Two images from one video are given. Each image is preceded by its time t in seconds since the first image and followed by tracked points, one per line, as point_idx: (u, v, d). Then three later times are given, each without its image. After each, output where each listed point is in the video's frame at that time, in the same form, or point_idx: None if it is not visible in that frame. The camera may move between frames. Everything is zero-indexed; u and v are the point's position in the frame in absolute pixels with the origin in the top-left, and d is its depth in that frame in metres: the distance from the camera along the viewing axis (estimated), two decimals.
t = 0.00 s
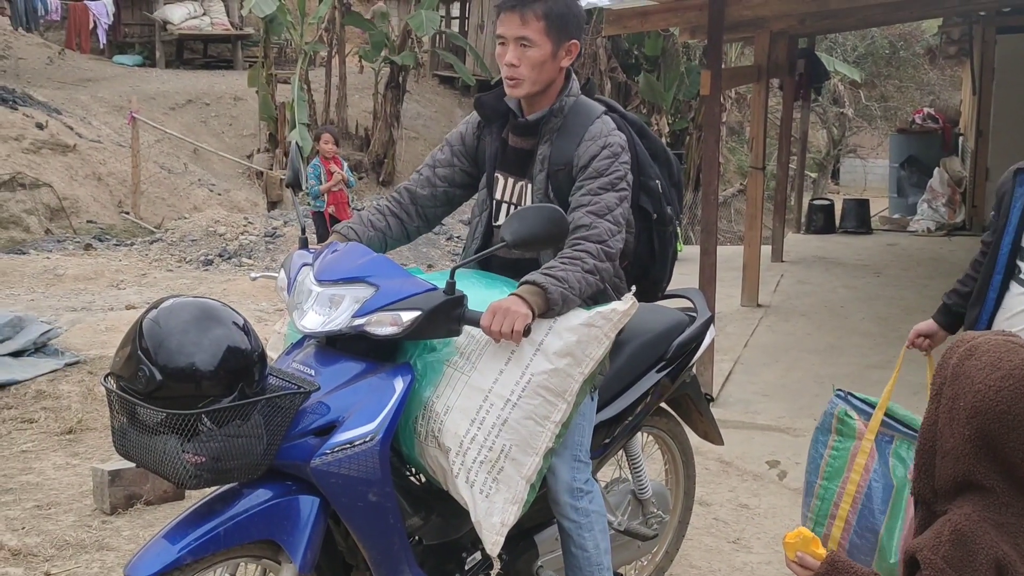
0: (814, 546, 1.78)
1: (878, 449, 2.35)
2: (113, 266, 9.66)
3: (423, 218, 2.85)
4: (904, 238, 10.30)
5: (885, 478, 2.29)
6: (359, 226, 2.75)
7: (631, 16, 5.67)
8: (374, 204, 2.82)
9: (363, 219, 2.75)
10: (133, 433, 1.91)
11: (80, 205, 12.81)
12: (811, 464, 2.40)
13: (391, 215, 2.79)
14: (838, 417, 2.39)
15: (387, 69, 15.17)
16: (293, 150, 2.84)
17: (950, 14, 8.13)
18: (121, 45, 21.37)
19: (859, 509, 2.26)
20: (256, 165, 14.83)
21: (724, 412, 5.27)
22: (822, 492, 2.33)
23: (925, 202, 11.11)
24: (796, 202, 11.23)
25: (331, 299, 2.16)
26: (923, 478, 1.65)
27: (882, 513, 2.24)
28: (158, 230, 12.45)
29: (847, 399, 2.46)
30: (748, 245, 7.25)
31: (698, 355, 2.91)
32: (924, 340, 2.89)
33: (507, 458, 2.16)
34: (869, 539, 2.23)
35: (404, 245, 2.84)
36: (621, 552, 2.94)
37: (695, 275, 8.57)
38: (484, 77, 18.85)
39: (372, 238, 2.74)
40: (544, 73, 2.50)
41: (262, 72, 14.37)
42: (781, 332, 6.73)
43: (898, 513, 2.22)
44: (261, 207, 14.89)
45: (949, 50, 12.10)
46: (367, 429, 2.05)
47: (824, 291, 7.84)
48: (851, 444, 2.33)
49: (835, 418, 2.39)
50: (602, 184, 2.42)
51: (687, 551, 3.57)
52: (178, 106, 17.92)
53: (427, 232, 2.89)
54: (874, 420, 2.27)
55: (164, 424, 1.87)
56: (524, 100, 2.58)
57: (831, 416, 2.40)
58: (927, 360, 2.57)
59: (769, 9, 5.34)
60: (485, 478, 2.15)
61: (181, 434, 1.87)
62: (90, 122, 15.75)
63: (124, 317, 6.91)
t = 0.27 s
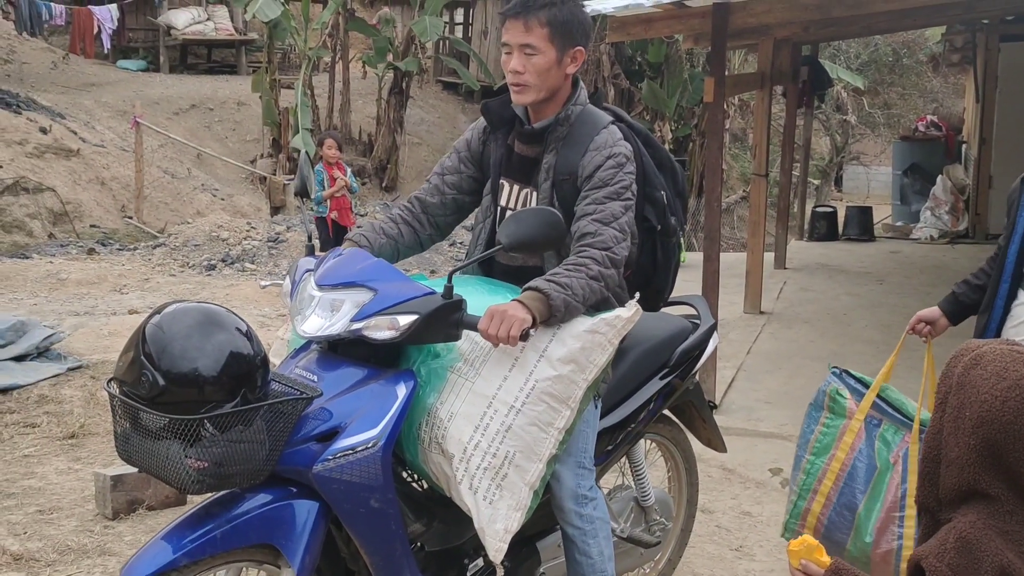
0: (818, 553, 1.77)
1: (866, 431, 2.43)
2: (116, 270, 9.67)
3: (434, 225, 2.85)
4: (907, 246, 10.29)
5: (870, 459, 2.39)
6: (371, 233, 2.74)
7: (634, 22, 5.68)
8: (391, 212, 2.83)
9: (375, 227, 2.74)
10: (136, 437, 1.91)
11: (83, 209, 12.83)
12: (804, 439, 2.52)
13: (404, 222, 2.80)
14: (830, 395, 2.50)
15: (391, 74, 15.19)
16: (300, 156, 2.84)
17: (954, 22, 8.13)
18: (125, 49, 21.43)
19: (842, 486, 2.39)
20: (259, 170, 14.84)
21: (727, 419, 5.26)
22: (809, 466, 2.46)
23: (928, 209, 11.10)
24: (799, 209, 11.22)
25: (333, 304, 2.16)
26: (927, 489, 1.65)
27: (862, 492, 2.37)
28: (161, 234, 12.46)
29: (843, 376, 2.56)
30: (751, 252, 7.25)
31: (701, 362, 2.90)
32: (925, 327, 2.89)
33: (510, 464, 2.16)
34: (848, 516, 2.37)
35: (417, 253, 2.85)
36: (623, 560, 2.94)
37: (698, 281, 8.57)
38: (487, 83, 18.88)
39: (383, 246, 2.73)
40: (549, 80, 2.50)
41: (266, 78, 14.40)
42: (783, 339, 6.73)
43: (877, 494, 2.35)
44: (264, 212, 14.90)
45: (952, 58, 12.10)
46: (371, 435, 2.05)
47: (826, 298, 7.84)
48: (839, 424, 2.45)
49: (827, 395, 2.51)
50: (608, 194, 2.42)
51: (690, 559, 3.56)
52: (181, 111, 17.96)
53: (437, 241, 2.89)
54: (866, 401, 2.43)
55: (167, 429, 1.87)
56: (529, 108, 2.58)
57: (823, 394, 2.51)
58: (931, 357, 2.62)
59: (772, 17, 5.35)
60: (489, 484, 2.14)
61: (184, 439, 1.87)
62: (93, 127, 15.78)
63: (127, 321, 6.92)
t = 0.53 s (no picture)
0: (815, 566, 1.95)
1: (862, 438, 2.53)
2: (115, 278, 9.67)
3: (449, 240, 2.88)
4: (906, 255, 10.29)
5: (864, 467, 2.50)
6: (389, 242, 2.77)
7: (635, 32, 5.68)
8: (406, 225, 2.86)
9: (393, 236, 2.77)
10: (132, 447, 1.91)
11: (83, 217, 12.83)
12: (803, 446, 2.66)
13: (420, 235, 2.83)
14: (827, 403, 2.61)
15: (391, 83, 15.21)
16: (298, 165, 2.84)
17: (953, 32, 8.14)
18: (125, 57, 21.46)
19: (835, 492, 2.52)
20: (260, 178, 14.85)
21: (727, 429, 5.25)
22: (804, 473, 2.59)
23: (927, 219, 11.09)
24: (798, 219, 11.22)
25: (331, 314, 2.16)
26: (926, 500, 1.64)
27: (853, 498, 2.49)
28: (160, 242, 12.45)
29: (841, 386, 2.66)
30: (751, 261, 7.24)
31: (700, 372, 2.89)
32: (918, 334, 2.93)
33: (508, 475, 2.15)
34: (838, 523, 2.50)
35: (434, 265, 2.87)
36: (621, 571, 2.93)
37: (698, 290, 8.57)
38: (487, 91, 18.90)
39: (401, 255, 2.76)
40: (546, 94, 2.50)
41: (266, 85, 14.41)
42: (783, 348, 6.72)
43: (868, 500, 2.46)
44: (263, 220, 14.89)
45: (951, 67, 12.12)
46: (368, 445, 2.04)
47: (826, 307, 7.83)
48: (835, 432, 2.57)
49: (825, 403, 2.62)
50: (611, 209, 2.40)
51: (688, 570, 3.55)
52: (182, 118, 17.97)
53: (452, 254, 2.91)
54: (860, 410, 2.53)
55: (163, 439, 1.86)
56: (533, 122, 2.58)
57: (822, 402, 2.63)
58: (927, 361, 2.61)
59: (772, 27, 5.35)
60: (487, 494, 2.14)
61: (180, 449, 1.86)
62: (93, 134, 15.79)
63: (126, 329, 6.91)
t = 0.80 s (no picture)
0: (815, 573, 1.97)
1: (872, 476, 2.46)
2: (115, 285, 9.66)
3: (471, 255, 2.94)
4: (906, 263, 10.29)
5: (877, 504, 2.41)
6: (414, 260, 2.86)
7: (634, 39, 5.68)
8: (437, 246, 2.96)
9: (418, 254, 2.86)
10: (133, 456, 1.91)
11: (83, 224, 12.84)
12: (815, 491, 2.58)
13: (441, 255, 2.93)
14: (831, 445, 2.55)
15: (391, 90, 15.23)
16: (300, 172, 2.84)
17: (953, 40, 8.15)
18: (126, 65, 21.52)
19: (851, 534, 2.44)
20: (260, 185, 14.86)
21: (727, 437, 5.24)
22: (822, 519, 2.51)
23: (927, 226, 11.09)
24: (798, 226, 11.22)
25: (333, 323, 2.15)
26: (927, 509, 1.64)
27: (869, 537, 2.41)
28: (160, 249, 12.46)
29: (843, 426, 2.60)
30: (751, 269, 7.24)
31: (703, 380, 2.89)
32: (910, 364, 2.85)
33: (509, 484, 2.15)
34: (859, 564, 2.41)
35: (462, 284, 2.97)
36: None
37: (698, 298, 8.57)
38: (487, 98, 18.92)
39: (426, 269, 2.84)
40: (541, 103, 2.50)
41: (267, 93, 14.43)
42: (782, 356, 6.72)
43: (885, 537, 2.38)
44: (264, 227, 14.91)
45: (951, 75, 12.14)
46: (370, 454, 2.04)
47: (826, 315, 7.83)
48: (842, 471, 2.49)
49: (829, 446, 2.55)
50: (631, 218, 2.38)
51: None
52: (182, 126, 18.00)
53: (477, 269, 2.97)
54: (863, 446, 2.46)
55: (164, 448, 1.86)
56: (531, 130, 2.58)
57: (825, 444, 2.56)
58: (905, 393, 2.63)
59: (771, 34, 5.36)
60: (487, 504, 2.13)
61: (181, 459, 1.86)
62: (94, 141, 15.81)
63: (125, 336, 6.91)
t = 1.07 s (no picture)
0: None
1: (881, 501, 2.41)
2: (115, 289, 9.66)
3: (440, 262, 2.91)
4: (906, 267, 10.30)
5: (887, 531, 2.38)
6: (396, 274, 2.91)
7: (634, 44, 5.68)
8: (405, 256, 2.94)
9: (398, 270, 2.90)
10: (132, 461, 1.90)
11: (83, 228, 12.83)
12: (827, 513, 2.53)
13: (411, 265, 2.91)
14: (839, 471, 2.50)
15: (391, 95, 15.24)
16: (299, 177, 2.84)
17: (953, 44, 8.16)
18: (126, 69, 21.55)
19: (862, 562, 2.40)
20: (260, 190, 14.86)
21: (727, 441, 5.24)
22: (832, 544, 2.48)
23: (927, 230, 11.09)
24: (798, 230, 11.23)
25: (333, 328, 2.15)
26: (927, 515, 1.63)
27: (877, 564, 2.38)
28: (160, 253, 12.45)
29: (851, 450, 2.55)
30: (751, 273, 7.24)
31: (701, 385, 2.89)
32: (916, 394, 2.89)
33: (508, 489, 2.14)
34: None
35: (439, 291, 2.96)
36: None
37: (698, 302, 8.57)
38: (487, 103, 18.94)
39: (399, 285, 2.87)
40: (537, 108, 2.49)
41: (267, 97, 14.44)
42: (782, 360, 6.71)
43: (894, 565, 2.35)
44: (264, 232, 14.91)
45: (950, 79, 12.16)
46: (368, 460, 2.03)
47: (825, 319, 7.83)
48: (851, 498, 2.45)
49: (837, 471, 2.51)
50: (647, 225, 2.46)
51: None
52: (182, 130, 18.01)
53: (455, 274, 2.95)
54: (874, 473, 2.41)
55: (163, 453, 1.85)
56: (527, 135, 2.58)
57: (835, 470, 2.52)
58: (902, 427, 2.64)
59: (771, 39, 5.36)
60: (487, 509, 2.11)
61: (180, 464, 1.85)
62: (94, 146, 15.82)
63: (125, 341, 6.90)
